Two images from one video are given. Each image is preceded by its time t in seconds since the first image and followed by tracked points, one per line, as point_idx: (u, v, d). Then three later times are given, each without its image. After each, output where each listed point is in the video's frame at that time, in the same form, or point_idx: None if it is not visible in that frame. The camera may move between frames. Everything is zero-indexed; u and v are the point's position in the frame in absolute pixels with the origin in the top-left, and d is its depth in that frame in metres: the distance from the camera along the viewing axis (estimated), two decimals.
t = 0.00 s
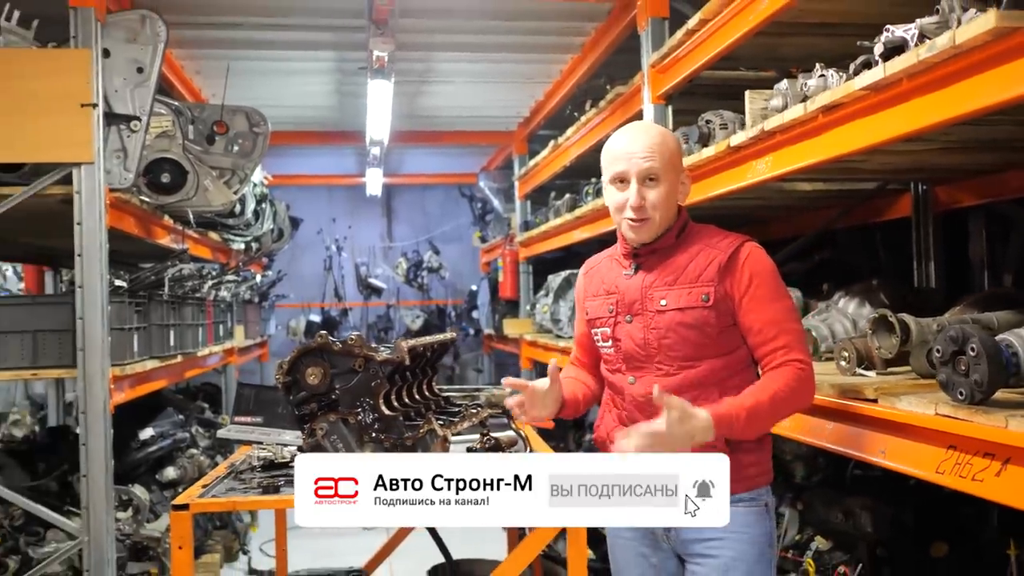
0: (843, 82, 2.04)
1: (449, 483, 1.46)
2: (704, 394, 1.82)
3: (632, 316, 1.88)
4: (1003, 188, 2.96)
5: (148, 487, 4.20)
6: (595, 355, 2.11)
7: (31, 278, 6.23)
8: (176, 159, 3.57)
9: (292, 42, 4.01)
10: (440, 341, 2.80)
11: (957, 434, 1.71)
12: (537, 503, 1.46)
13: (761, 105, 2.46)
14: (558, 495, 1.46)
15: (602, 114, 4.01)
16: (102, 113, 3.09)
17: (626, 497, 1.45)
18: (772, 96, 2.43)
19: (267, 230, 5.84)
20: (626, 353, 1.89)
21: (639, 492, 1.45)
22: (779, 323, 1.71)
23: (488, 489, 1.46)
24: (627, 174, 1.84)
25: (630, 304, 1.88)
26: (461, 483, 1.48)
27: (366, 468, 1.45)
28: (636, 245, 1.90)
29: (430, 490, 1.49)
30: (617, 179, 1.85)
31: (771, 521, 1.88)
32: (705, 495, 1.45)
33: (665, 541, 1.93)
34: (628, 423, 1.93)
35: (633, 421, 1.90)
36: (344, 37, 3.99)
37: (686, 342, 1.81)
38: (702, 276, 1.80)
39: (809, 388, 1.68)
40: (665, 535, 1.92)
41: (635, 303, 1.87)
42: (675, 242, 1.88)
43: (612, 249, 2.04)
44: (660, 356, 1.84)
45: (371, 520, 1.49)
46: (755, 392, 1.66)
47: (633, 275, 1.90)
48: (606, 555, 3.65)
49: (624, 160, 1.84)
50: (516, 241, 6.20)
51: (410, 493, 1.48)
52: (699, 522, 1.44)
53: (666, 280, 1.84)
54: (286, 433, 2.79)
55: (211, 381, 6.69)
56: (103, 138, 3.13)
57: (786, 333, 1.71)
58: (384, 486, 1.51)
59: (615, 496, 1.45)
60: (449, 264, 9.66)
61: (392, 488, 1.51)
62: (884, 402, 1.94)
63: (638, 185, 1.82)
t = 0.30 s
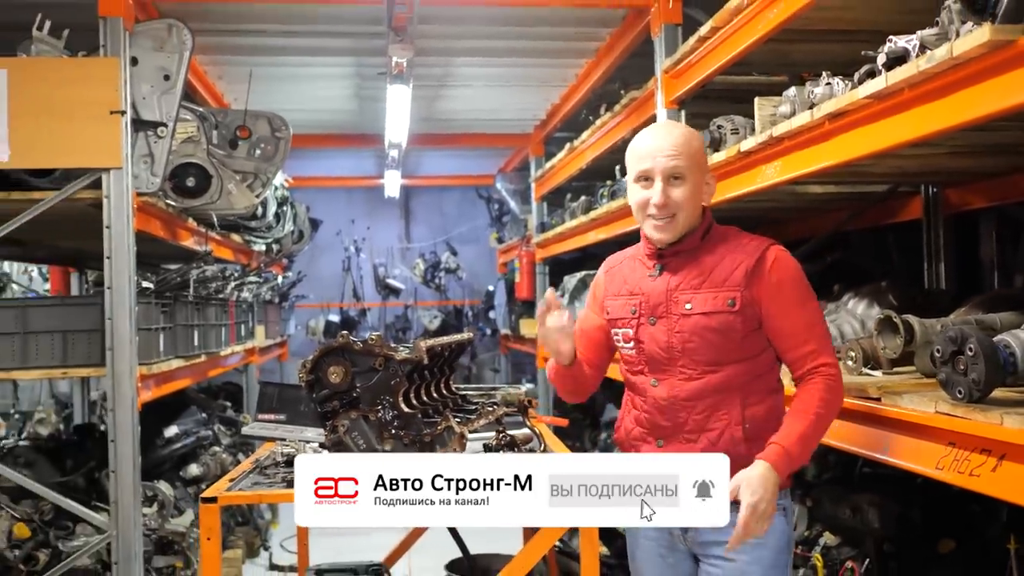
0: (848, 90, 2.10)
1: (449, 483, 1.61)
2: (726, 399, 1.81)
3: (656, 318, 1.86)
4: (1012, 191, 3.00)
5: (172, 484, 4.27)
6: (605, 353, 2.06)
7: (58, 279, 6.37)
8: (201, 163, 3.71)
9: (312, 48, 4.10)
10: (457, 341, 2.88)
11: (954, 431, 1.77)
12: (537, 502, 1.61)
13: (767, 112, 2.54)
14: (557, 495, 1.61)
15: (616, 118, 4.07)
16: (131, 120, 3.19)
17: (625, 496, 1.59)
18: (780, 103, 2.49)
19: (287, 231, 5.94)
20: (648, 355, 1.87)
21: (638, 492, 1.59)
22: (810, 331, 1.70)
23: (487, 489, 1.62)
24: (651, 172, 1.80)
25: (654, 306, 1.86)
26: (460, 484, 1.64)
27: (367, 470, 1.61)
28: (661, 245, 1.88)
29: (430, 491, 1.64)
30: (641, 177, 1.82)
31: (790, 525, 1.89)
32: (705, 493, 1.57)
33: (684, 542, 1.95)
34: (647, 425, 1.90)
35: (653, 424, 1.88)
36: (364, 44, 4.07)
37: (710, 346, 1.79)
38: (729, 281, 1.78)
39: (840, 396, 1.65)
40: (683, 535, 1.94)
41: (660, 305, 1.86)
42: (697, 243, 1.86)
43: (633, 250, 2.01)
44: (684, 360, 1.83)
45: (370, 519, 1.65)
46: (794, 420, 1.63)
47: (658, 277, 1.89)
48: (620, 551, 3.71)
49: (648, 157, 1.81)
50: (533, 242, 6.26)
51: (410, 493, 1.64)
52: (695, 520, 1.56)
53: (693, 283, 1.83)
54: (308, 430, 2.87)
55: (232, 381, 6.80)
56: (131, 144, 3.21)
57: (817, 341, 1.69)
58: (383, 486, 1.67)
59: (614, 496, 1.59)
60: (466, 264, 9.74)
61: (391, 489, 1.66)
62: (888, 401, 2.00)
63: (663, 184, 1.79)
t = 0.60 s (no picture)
0: (840, 98, 2.19)
1: (450, 483, 1.56)
2: (751, 394, 1.75)
3: (684, 310, 1.78)
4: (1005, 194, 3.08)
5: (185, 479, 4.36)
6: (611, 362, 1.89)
7: (69, 278, 6.48)
8: (215, 166, 3.82)
9: (322, 53, 4.19)
10: (464, 338, 2.97)
11: (940, 424, 1.87)
12: (537, 503, 1.57)
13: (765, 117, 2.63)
14: (557, 495, 1.57)
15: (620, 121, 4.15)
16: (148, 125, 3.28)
17: (626, 496, 1.55)
18: (777, 109, 2.58)
19: (295, 232, 6.04)
20: (675, 348, 1.78)
21: (639, 492, 1.55)
22: (833, 329, 1.71)
23: (488, 489, 1.57)
24: (687, 160, 1.73)
25: (683, 298, 1.78)
26: (461, 484, 1.59)
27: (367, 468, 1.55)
28: (688, 237, 1.80)
29: (430, 491, 1.59)
30: (675, 166, 1.74)
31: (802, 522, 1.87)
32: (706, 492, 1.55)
33: (700, 540, 1.87)
34: (668, 421, 1.81)
35: (676, 420, 1.79)
36: (373, 49, 4.16)
37: (741, 341, 1.73)
38: (760, 275, 1.74)
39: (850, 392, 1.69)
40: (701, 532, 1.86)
41: (689, 297, 1.78)
42: (725, 236, 1.79)
43: (648, 240, 1.91)
44: (712, 354, 1.75)
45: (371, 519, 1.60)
46: (804, 405, 1.64)
47: (684, 268, 1.80)
48: (623, 544, 3.80)
49: (682, 145, 1.73)
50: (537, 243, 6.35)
51: (410, 493, 1.59)
52: (695, 520, 1.55)
53: (723, 275, 1.76)
54: (320, 424, 2.97)
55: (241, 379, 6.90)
56: (149, 148, 3.30)
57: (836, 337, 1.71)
58: (383, 486, 1.61)
59: (614, 496, 1.55)
60: (471, 265, 9.83)
61: (391, 488, 1.61)
62: (878, 395, 2.09)
63: (700, 173, 1.71)
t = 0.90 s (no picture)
0: (824, 110, 2.29)
1: (450, 482, 1.58)
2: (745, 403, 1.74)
3: (684, 319, 1.73)
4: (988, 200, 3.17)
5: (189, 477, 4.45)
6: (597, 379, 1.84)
7: (74, 281, 6.57)
8: (220, 172, 3.92)
9: (324, 61, 4.29)
10: (463, 340, 3.08)
11: (915, 422, 1.97)
12: (537, 502, 1.59)
13: (752, 128, 2.73)
14: (558, 495, 1.59)
15: (615, 128, 4.24)
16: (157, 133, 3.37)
17: (625, 497, 1.57)
18: (764, 120, 2.68)
19: (297, 235, 6.14)
20: (675, 357, 1.73)
21: (638, 492, 1.57)
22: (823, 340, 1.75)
23: (488, 489, 1.59)
24: (693, 164, 1.71)
25: (684, 306, 1.73)
26: (461, 484, 1.61)
27: (367, 469, 1.57)
28: (687, 245, 1.76)
29: (430, 491, 1.61)
30: (681, 169, 1.72)
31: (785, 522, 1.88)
32: (702, 492, 1.57)
33: (685, 542, 1.81)
34: (662, 427, 1.76)
35: (672, 428, 1.75)
36: (374, 57, 4.26)
37: (740, 350, 1.72)
38: (758, 285, 1.73)
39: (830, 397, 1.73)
40: (688, 534, 1.81)
41: (690, 306, 1.73)
42: (723, 246, 1.76)
43: (639, 243, 1.85)
44: (712, 363, 1.72)
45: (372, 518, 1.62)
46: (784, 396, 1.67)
47: (684, 275, 1.75)
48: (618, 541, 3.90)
49: (689, 149, 1.72)
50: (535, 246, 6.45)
51: (410, 493, 1.61)
52: (692, 520, 1.57)
53: (725, 284, 1.73)
54: (324, 423, 3.08)
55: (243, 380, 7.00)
56: (157, 155, 3.39)
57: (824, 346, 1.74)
58: (384, 486, 1.63)
59: (614, 496, 1.57)
60: (470, 267, 9.93)
61: (392, 488, 1.63)
62: (858, 395, 2.19)
63: (707, 176, 1.70)
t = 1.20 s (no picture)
0: (804, 117, 2.37)
1: (449, 491, 1.73)
2: (703, 409, 1.79)
3: (638, 331, 1.76)
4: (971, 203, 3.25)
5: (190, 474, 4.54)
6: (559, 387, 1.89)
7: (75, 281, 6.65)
8: (221, 175, 4.03)
9: (322, 66, 4.36)
10: (458, 339, 3.16)
11: (889, 418, 2.06)
12: (538, 510, 1.72)
13: (738, 133, 2.81)
14: (558, 503, 1.72)
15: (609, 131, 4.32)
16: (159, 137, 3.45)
17: (625, 505, 1.69)
18: (749, 126, 2.76)
19: (296, 236, 6.22)
20: (631, 369, 1.76)
21: (638, 501, 1.68)
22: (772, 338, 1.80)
23: (487, 497, 1.73)
24: (634, 169, 1.72)
25: (637, 318, 1.76)
26: (461, 493, 1.75)
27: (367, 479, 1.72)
28: (634, 255, 1.78)
29: (430, 499, 1.76)
30: (623, 174, 1.72)
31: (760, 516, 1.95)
32: (698, 499, 1.68)
33: (647, 553, 1.82)
34: (623, 440, 1.79)
35: (633, 440, 1.78)
36: (371, 62, 4.34)
37: (695, 357, 1.76)
38: (709, 290, 1.77)
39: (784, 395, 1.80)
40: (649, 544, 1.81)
41: (643, 318, 1.75)
42: (667, 251, 1.79)
43: (582, 254, 1.86)
44: (668, 373, 1.76)
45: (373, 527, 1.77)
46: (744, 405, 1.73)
47: (635, 286, 1.77)
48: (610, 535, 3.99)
49: (629, 155, 1.73)
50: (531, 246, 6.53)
51: (410, 502, 1.76)
52: (692, 527, 1.68)
53: (677, 292, 1.76)
54: (322, 420, 3.16)
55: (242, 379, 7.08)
56: (160, 158, 3.48)
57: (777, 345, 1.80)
58: (384, 496, 1.78)
59: (614, 505, 1.69)
60: (467, 267, 10.02)
61: (392, 498, 1.78)
62: (836, 392, 2.27)
63: (649, 181, 1.71)
